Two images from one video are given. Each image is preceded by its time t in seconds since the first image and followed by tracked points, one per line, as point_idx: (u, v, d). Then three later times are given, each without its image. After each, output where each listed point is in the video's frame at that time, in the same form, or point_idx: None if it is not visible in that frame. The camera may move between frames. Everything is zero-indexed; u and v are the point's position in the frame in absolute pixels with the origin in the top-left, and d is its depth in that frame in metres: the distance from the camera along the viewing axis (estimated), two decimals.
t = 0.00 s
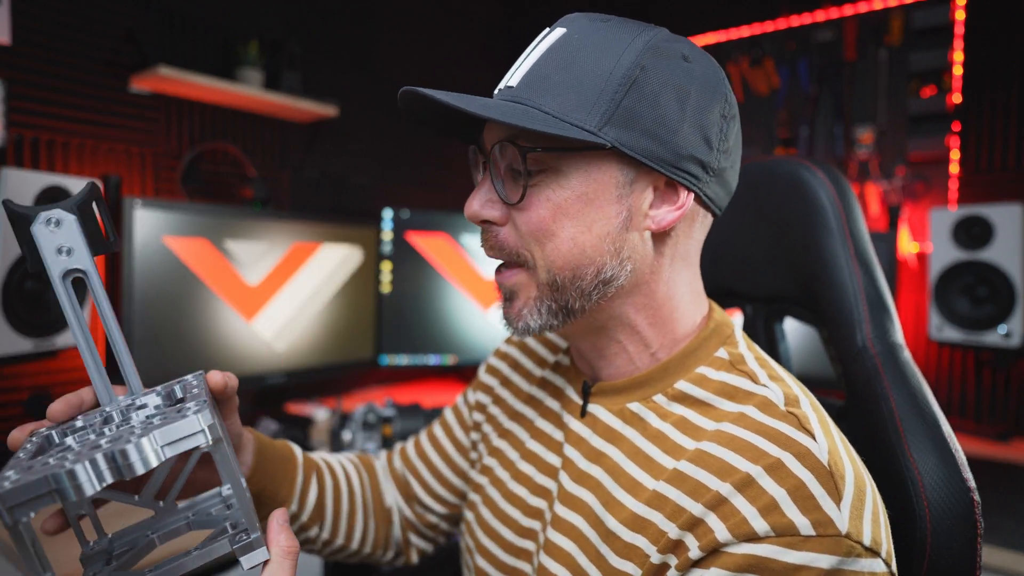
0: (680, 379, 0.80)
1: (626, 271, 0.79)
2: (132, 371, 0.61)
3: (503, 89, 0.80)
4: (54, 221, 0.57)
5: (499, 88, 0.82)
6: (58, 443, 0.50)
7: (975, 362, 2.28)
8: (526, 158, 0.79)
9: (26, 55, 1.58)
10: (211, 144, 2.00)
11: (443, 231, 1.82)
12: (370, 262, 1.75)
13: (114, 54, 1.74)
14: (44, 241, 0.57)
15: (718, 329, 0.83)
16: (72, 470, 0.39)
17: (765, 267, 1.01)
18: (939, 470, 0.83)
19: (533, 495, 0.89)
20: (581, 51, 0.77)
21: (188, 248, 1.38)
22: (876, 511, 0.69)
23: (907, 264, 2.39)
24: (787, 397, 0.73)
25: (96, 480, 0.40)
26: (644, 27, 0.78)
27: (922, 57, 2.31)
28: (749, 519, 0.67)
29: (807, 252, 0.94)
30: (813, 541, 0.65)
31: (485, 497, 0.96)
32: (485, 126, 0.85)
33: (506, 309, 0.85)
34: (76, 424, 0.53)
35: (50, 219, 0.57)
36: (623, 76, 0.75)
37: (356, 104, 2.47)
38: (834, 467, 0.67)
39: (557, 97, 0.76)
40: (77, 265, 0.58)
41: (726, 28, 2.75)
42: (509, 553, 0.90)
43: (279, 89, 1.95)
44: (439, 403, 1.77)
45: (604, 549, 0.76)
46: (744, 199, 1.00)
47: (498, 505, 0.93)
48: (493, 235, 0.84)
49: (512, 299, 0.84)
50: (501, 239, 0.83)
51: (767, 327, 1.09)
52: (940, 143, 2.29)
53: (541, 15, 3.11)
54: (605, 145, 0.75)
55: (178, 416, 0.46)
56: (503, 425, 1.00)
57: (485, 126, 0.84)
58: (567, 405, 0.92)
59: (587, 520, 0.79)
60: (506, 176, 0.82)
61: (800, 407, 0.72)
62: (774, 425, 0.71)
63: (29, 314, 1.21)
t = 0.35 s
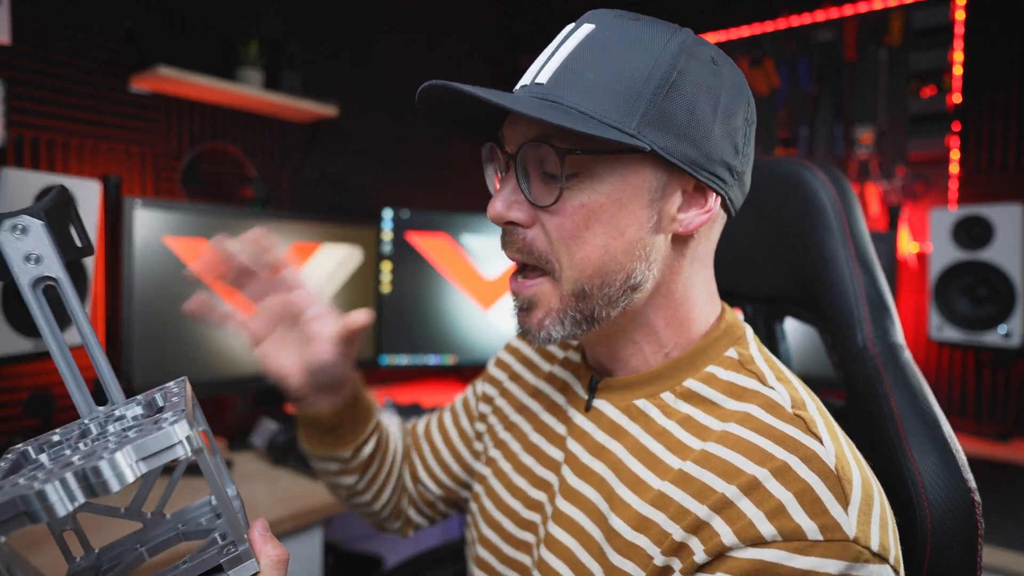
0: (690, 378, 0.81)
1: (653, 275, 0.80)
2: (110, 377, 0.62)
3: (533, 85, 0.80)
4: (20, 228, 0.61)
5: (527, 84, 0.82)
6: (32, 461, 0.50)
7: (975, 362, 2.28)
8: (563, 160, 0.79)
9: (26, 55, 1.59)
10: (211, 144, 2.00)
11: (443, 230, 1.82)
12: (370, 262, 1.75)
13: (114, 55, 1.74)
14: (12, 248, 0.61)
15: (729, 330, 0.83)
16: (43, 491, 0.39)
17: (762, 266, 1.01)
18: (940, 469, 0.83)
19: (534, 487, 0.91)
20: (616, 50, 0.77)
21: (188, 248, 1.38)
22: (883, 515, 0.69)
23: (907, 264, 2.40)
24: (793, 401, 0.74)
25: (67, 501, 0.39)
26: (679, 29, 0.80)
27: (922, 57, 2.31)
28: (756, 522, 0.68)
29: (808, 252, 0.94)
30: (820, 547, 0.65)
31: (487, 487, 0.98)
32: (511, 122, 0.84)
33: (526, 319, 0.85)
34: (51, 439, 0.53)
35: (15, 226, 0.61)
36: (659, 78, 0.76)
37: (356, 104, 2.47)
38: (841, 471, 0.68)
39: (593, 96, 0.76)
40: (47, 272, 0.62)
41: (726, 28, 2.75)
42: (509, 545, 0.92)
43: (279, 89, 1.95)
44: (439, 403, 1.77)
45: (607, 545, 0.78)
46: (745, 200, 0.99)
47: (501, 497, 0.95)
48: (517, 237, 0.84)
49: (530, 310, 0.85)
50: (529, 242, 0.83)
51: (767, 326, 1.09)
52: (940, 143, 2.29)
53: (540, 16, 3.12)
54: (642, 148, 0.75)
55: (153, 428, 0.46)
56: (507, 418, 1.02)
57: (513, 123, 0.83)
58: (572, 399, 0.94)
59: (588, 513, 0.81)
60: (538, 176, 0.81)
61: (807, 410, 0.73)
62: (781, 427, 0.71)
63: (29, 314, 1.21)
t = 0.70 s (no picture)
0: (698, 377, 0.82)
1: (690, 260, 0.83)
2: (112, 359, 0.60)
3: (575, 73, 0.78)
4: (14, 202, 0.58)
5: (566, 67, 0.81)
6: (35, 445, 0.49)
7: (975, 362, 2.28)
8: (618, 145, 0.81)
9: (26, 55, 1.59)
10: (211, 144, 1.99)
11: (443, 230, 1.82)
12: (370, 261, 1.74)
13: (114, 55, 1.74)
14: (7, 222, 0.58)
15: (735, 331, 0.85)
16: (55, 479, 0.38)
17: (761, 265, 1.01)
18: (939, 470, 0.83)
19: (534, 485, 0.92)
20: (654, 38, 0.80)
21: (188, 248, 1.38)
22: (891, 519, 0.70)
23: (906, 264, 2.40)
24: (802, 403, 0.75)
25: (80, 489, 0.38)
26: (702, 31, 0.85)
27: (922, 57, 2.31)
28: (767, 524, 0.67)
29: (808, 252, 0.94)
30: (830, 549, 0.65)
31: (488, 485, 0.99)
32: (552, 112, 0.85)
33: (563, 304, 0.84)
34: (53, 421, 0.53)
35: (8, 200, 0.58)
36: (700, 70, 0.80)
37: (356, 104, 2.47)
38: (851, 474, 0.68)
39: (645, 82, 0.76)
40: (41, 249, 0.59)
41: (726, 28, 2.75)
42: (509, 544, 0.92)
43: (279, 89, 1.95)
44: (439, 403, 1.77)
45: (612, 546, 0.77)
46: (745, 200, 0.99)
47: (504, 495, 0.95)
48: (557, 228, 0.84)
49: (573, 293, 0.83)
50: (574, 232, 0.82)
51: (767, 327, 1.09)
52: (940, 143, 2.29)
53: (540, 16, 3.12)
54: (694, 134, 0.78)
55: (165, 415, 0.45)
56: (510, 417, 1.02)
57: (553, 113, 0.85)
58: (575, 397, 0.94)
59: (593, 512, 0.81)
60: (589, 165, 0.83)
61: (815, 413, 0.74)
62: (790, 430, 0.72)
63: (29, 314, 1.21)
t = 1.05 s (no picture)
0: (699, 381, 0.82)
1: (679, 265, 0.83)
2: (119, 348, 0.58)
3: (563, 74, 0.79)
4: (26, 183, 0.54)
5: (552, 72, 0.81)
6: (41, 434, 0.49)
7: (975, 362, 2.28)
8: (605, 146, 0.80)
9: (26, 55, 1.59)
10: (211, 144, 1.99)
11: (443, 231, 1.82)
12: (370, 262, 1.74)
13: (114, 54, 1.74)
14: (18, 205, 0.54)
15: (735, 332, 0.85)
16: (66, 469, 0.37)
17: (761, 264, 1.01)
18: (940, 470, 0.82)
19: (536, 491, 0.92)
20: (645, 40, 0.80)
21: (188, 248, 1.38)
22: (895, 523, 0.70)
23: (906, 264, 2.40)
24: (804, 406, 0.75)
25: (92, 479, 0.38)
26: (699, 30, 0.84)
27: (922, 57, 2.30)
28: (772, 528, 0.68)
29: (808, 251, 0.94)
30: (833, 553, 0.65)
31: (487, 490, 1.00)
32: (541, 112, 0.85)
33: (551, 315, 0.85)
34: (61, 408, 0.52)
35: (21, 181, 0.54)
36: (691, 72, 0.79)
37: (356, 104, 2.48)
38: (855, 478, 0.68)
39: (632, 86, 0.76)
40: (51, 234, 0.55)
41: (726, 28, 2.75)
42: (510, 548, 0.93)
43: (279, 89, 1.95)
44: (439, 403, 1.77)
45: (615, 550, 0.78)
46: (744, 200, 0.99)
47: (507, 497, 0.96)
48: (545, 230, 0.84)
49: (558, 304, 0.84)
50: (559, 235, 0.83)
51: (767, 327, 1.09)
52: (940, 143, 2.29)
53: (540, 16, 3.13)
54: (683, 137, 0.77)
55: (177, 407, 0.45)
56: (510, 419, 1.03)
57: (542, 114, 0.85)
58: (577, 401, 0.94)
59: (595, 517, 0.81)
60: (577, 167, 0.82)
61: (818, 416, 0.74)
62: (794, 434, 0.72)
63: (30, 313, 1.21)
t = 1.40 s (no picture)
0: (717, 387, 0.82)
1: (690, 272, 0.82)
2: (90, 361, 0.56)
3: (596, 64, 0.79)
4: None
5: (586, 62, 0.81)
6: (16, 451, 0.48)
7: (975, 363, 2.28)
8: (622, 140, 0.80)
9: (27, 55, 1.59)
10: (211, 144, 1.99)
11: (443, 231, 1.81)
12: (370, 262, 1.74)
13: (114, 55, 1.74)
14: None
15: (758, 341, 0.84)
16: (48, 485, 0.37)
17: (765, 264, 1.00)
18: (941, 472, 0.82)
19: (550, 489, 0.92)
20: (682, 39, 0.79)
21: (188, 248, 1.38)
22: (914, 536, 0.71)
23: (907, 264, 2.40)
24: (826, 416, 0.75)
25: (76, 493, 0.38)
26: (746, 29, 0.82)
27: (922, 57, 2.30)
28: (791, 539, 0.69)
29: (811, 250, 0.94)
30: (854, 566, 0.67)
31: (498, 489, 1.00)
32: (570, 98, 0.85)
33: (561, 318, 0.87)
34: (33, 427, 0.51)
35: None
36: (724, 73, 0.77)
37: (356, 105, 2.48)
38: (878, 492, 0.69)
39: (659, 82, 0.76)
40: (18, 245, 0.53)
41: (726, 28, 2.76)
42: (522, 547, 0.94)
43: (279, 89, 1.95)
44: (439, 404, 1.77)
45: (629, 555, 0.78)
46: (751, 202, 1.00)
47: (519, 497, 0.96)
48: (559, 218, 0.85)
49: (568, 307, 0.86)
50: (569, 224, 0.84)
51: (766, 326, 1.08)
52: (940, 143, 2.29)
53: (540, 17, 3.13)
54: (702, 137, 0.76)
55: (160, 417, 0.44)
56: (523, 416, 1.02)
57: (571, 102, 0.85)
58: (593, 401, 0.94)
59: (609, 519, 0.82)
60: (593, 159, 0.83)
61: (840, 427, 0.74)
62: (816, 445, 0.73)
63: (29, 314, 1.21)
